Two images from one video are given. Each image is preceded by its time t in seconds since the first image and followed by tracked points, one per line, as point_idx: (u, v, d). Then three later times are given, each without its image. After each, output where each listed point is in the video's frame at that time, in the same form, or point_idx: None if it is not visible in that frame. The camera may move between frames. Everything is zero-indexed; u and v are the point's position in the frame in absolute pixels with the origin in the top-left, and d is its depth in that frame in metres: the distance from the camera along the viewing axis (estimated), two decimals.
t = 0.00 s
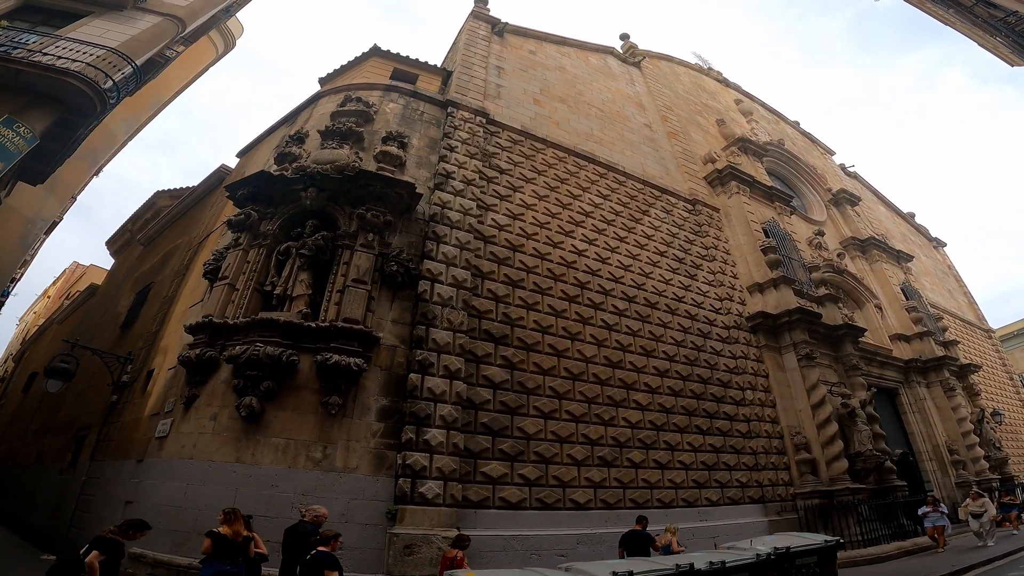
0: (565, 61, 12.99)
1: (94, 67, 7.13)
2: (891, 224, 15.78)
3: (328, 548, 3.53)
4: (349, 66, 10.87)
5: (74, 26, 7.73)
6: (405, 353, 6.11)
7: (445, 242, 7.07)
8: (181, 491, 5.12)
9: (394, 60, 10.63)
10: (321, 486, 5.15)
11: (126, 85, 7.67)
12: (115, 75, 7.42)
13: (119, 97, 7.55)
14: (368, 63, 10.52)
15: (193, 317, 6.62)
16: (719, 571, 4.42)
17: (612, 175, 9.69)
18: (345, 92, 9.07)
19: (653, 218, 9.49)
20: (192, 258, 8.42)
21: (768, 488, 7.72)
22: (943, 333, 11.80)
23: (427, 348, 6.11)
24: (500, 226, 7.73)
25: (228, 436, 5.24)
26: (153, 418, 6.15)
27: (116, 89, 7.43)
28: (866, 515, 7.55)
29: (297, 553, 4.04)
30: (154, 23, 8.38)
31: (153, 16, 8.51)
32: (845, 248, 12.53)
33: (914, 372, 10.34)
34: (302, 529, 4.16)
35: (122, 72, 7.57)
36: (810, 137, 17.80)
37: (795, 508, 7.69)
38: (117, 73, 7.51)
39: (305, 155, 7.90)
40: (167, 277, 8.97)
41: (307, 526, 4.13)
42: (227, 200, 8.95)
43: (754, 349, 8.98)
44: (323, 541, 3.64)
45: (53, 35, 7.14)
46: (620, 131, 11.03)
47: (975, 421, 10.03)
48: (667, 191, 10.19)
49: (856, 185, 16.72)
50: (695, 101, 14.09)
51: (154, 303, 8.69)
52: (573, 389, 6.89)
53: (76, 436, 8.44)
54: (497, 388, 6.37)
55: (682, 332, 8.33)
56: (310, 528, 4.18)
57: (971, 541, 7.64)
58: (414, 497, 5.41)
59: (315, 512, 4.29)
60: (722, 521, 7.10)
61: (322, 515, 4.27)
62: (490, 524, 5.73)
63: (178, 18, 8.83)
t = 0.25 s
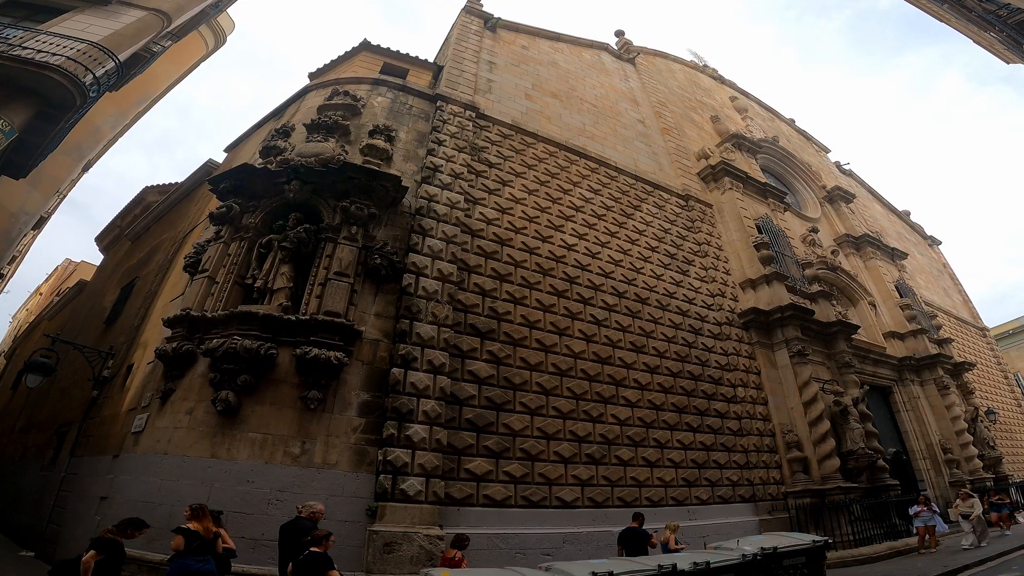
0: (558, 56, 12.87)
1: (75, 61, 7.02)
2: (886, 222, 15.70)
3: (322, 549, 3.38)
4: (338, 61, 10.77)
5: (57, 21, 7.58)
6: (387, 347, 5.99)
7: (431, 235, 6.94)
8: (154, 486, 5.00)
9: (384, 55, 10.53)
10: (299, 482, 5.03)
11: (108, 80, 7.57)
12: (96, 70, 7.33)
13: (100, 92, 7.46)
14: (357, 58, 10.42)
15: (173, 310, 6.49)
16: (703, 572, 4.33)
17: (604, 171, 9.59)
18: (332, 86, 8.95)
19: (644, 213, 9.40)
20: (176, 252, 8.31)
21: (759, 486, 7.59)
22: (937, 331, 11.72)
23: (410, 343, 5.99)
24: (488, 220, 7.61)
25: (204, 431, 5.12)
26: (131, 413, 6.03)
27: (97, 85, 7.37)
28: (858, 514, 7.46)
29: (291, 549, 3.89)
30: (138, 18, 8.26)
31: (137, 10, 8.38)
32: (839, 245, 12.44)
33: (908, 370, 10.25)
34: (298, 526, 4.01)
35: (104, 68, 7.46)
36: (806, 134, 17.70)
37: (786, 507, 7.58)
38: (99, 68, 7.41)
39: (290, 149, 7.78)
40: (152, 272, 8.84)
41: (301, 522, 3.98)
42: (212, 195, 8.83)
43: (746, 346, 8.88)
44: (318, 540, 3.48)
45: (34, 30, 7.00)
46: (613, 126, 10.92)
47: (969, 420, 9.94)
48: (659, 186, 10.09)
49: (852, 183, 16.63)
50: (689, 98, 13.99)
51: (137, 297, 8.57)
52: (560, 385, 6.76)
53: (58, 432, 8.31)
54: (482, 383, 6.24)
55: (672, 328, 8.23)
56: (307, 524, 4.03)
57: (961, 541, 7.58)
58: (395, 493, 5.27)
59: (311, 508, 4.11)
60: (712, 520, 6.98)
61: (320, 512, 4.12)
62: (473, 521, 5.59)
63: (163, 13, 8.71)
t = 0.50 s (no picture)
0: (549, 50, 12.72)
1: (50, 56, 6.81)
2: (879, 218, 15.62)
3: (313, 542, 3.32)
4: (325, 54, 10.64)
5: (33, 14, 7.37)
6: (365, 340, 5.85)
7: (413, 227, 6.80)
8: (122, 480, 4.86)
9: (371, 48, 10.40)
10: (270, 478, 4.88)
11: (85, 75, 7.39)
12: (73, 64, 7.16)
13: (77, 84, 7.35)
14: (343, 51, 10.28)
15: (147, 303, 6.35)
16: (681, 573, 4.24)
17: (592, 164, 9.47)
18: (316, 79, 8.81)
19: (633, 207, 9.29)
20: (156, 245, 8.16)
21: (746, 484, 7.48)
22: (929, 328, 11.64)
23: (389, 335, 5.85)
24: (472, 212, 7.48)
25: (173, 424, 4.98)
26: (103, 407, 5.89)
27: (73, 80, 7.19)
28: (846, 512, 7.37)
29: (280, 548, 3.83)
30: (117, 11, 8.04)
31: (116, 4, 8.14)
32: (831, 241, 12.34)
33: (898, 367, 10.17)
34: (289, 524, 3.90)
35: (81, 62, 7.28)
36: (799, 131, 17.59)
37: (774, 504, 7.46)
38: (76, 62, 7.23)
39: (271, 140, 7.63)
40: (132, 265, 8.69)
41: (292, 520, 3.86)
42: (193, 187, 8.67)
43: (735, 342, 8.77)
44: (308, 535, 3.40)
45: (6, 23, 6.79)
46: (603, 120, 10.80)
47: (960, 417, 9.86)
48: (648, 180, 9.98)
49: (845, 179, 16.54)
50: (682, 93, 13.87)
51: (116, 291, 8.42)
52: (544, 379, 6.62)
53: (36, 427, 8.17)
54: (463, 377, 6.09)
55: (660, 322, 8.11)
56: (298, 522, 3.94)
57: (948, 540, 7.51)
58: (370, 489, 5.12)
59: (302, 506, 4.00)
60: (698, 518, 6.86)
61: (312, 510, 3.99)
62: (451, 518, 5.46)
63: (144, 6, 8.50)
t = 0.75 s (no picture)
0: (539, 41, 12.58)
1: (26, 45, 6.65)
2: (868, 214, 15.61)
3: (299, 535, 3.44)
4: (311, 43, 10.48)
5: None
6: (341, 328, 5.73)
7: (393, 214, 6.68)
8: (86, 468, 4.74)
9: (357, 38, 10.25)
10: (239, 467, 4.76)
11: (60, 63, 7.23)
12: (49, 54, 6.98)
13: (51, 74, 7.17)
14: (329, 40, 10.14)
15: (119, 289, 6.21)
16: (654, 567, 4.18)
17: (579, 154, 9.37)
18: (300, 67, 8.66)
19: (619, 198, 9.21)
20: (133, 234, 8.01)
21: (728, 478, 7.43)
22: (915, 323, 11.64)
23: (365, 323, 5.72)
24: (455, 200, 7.37)
25: (140, 411, 4.87)
26: (72, 395, 5.76)
27: (49, 69, 7.03)
28: (827, 508, 7.36)
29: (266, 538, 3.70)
30: None
31: None
32: (820, 236, 12.30)
33: (883, 362, 10.16)
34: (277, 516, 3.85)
35: (57, 51, 7.11)
36: (790, 126, 17.53)
37: (756, 499, 7.41)
38: (51, 51, 7.04)
39: (250, 127, 7.48)
40: (109, 253, 8.53)
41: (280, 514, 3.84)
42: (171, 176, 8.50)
43: (719, 334, 8.72)
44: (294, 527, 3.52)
45: None
46: (592, 111, 10.70)
47: (944, 412, 9.87)
48: (636, 171, 9.89)
49: (835, 175, 16.51)
50: (673, 86, 13.77)
51: (92, 279, 8.25)
52: (525, 369, 6.53)
53: (10, 416, 8.01)
54: (441, 366, 5.99)
55: (644, 314, 8.04)
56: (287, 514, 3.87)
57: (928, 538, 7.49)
58: (343, 479, 4.99)
59: (289, 498, 3.94)
60: (680, 513, 6.80)
61: (300, 500, 3.95)
62: (427, 510, 5.36)
63: None
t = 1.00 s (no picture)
0: (523, 27, 12.36)
1: None
2: (849, 206, 15.69)
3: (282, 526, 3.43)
4: (288, 28, 10.20)
5: None
6: (306, 313, 5.58)
7: (364, 198, 6.52)
8: (36, 455, 4.51)
9: (336, 23, 10.00)
10: (196, 454, 4.62)
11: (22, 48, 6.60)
12: (12, 40, 6.36)
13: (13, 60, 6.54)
14: (306, 25, 9.87)
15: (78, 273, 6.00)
16: (617, 560, 4.16)
17: (560, 141, 9.25)
18: (273, 51, 8.42)
19: (600, 185, 9.11)
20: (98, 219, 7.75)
21: (703, 469, 7.43)
22: (891, 315, 11.73)
23: (332, 307, 5.58)
24: (430, 184, 7.22)
25: (93, 397, 4.69)
26: (26, 382, 5.55)
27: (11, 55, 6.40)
28: (800, 500, 7.42)
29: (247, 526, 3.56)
30: None
31: None
32: (800, 227, 12.32)
33: (860, 353, 10.21)
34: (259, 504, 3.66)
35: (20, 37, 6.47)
36: (775, 118, 17.52)
37: (730, 490, 7.41)
38: (15, 38, 6.41)
39: (218, 110, 7.24)
40: (74, 239, 8.24)
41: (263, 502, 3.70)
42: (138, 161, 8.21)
43: (697, 323, 8.69)
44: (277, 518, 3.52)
45: None
46: (575, 98, 10.56)
47: (918, 404, 9.97)
48: (618, 159, 9.79)
49: (818, 167, 16.55)
50: (658, 75, 13.64)
51: (56, 265, 7.98)
52: (498, 356, 6.43)
53: None
54: (411, 352, 5.86)
55: (621, 301, 7.98)
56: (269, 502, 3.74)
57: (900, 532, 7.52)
58: (305, 468, 4.84)
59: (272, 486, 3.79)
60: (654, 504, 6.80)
61: (282, 488, 3.81)
62: (393, 499, 5.25)
63: None
